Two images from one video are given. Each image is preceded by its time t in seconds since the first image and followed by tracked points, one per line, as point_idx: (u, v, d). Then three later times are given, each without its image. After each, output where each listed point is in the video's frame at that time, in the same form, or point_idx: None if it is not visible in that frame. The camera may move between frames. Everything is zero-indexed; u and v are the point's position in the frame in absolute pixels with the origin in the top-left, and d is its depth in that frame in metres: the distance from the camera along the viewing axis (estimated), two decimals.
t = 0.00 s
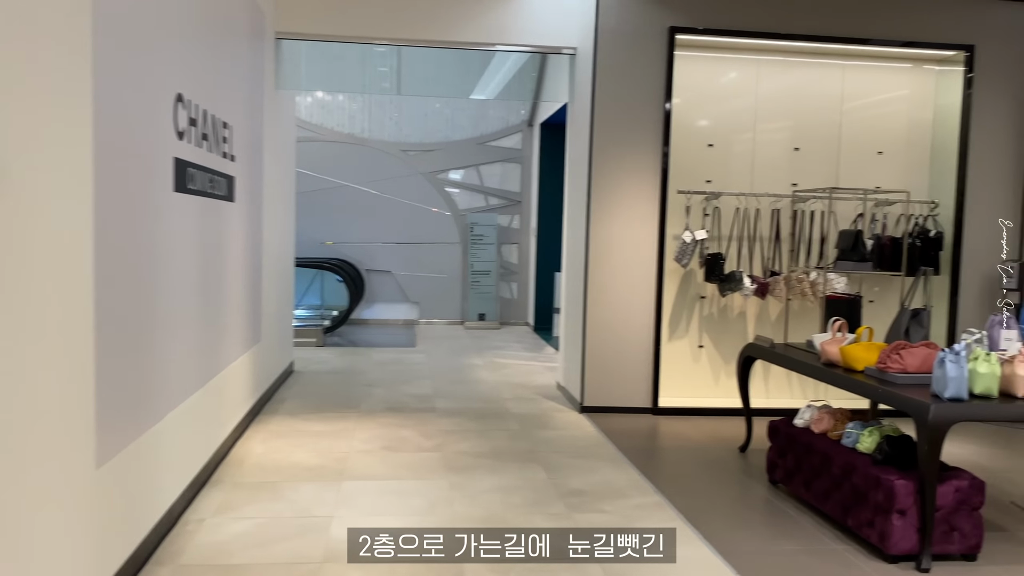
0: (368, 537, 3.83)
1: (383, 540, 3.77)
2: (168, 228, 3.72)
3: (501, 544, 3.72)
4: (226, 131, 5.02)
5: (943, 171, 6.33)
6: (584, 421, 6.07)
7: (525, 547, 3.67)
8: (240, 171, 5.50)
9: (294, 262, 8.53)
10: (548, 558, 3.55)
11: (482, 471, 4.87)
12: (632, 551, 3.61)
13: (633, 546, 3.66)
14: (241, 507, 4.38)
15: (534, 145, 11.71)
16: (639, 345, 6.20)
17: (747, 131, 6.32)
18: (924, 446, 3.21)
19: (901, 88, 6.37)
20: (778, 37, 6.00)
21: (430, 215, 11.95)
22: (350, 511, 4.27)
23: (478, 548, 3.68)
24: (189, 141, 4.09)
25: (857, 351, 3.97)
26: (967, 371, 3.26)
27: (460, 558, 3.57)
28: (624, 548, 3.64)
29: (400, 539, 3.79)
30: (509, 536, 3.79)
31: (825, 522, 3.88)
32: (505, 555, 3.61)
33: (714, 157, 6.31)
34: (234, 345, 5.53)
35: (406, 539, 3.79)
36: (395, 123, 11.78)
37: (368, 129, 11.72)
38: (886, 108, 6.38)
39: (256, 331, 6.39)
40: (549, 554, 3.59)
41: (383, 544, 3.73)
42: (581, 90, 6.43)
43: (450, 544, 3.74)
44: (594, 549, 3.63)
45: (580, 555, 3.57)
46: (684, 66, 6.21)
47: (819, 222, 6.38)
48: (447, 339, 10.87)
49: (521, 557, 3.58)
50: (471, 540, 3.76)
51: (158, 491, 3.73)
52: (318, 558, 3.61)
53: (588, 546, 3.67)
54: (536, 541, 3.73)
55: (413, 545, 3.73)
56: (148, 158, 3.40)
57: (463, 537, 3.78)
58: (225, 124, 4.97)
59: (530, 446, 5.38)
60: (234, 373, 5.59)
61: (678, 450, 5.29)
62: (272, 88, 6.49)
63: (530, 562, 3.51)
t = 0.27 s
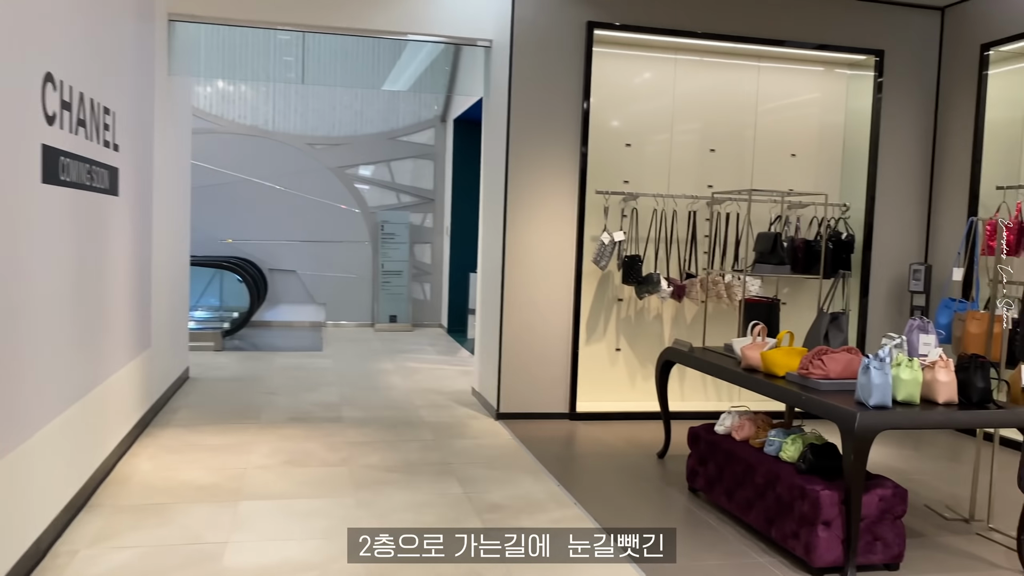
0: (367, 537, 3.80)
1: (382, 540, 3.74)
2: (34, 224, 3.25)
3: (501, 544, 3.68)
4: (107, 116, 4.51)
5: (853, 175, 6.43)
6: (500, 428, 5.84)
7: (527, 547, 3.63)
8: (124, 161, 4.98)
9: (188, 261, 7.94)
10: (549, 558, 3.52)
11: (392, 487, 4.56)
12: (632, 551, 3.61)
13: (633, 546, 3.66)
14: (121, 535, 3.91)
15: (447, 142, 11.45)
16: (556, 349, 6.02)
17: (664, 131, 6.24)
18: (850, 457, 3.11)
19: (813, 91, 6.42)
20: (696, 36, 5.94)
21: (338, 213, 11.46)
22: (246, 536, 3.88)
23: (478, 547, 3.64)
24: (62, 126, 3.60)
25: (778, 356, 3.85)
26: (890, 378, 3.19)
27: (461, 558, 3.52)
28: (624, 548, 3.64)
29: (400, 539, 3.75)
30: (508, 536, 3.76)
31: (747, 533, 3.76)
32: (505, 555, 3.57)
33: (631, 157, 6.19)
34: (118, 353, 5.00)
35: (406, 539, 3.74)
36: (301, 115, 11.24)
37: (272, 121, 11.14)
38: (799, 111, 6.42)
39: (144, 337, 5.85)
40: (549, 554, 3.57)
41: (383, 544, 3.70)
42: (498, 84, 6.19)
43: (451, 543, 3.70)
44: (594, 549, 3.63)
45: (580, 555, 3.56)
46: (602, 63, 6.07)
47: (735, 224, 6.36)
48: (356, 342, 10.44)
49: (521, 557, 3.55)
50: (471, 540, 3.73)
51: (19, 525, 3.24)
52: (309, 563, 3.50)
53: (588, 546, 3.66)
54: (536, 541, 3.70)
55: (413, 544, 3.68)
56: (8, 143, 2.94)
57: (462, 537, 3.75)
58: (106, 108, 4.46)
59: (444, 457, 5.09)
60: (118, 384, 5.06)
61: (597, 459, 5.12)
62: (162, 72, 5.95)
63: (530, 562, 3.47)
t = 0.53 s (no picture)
0: (367, 537, 3.75)
1: (382, 540, 3.70)
2: None
3: (501, 544, 3.67)
4: None
5: (781, 176, 6.45)
6: (428, 435, 5.60)
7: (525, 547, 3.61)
8: (10, 150, 4.48)
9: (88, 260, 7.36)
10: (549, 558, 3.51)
11: (312, 503, 4.26)
12: (632, 551, 3.59)
13: (633, 546, 3.64)
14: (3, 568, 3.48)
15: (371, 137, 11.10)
16: (485, 353, 5.81)
17: (595, 129, 6.11)
18: (793, 465, 2.99)
19: (741, 92, 6.42)
20: (627, 33, 5.83)
21: (256, 209, 10.94)
22: (149, 564, 3.52)
23: (478, 548, 3.62)
24: None
25: (714, 359, 3.73)
26: (832, 383, 3.10)
27: (461, 558, 3.50)
28: (624, 548, 3.62)
29: (399, 539, 3.71)
30: (508, 536, 3.76)
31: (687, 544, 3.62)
32: (505, 555, 3.55)
33: (563, 154, 6.04)
34: (4, 362, 4.51)
35: (406, 539, 3.71)
36: (215, 106, 10.67)
37: (184, 112, 10.54)
38: (729, 111, 6.40)
39: (36, 343, 5.33)
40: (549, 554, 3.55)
41: (382, 544, 3.66)
42: (424, 76, 5.92)
43: (451, 544, 3.68)
44: (594, 549, 3.61)
45: (581, 555, 3.54)
46: (532, 57, 5.90)
47: (665, 224, 6.29)
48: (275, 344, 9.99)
49: (521, 557, 3.53)
50: (471, 540, 3.71)
51: None
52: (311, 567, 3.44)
53: (588, 546, 3.65)
54: (536, 541, 3.70)
55: (412, 544, 3.65)
56: None
57: (462, 538, 3.73)
58: None
59: (369, 469, 4.81)
60: (3, 396, 4.57)
61: (529, 466, 4.94)
62: (55, 53, 5.43)
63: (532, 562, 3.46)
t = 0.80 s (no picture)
0: (367, 537, 3.80)
1: (382, 540, 3.75)
2: None
3: (502, 544, 3.71)
4: None
5: (727, 180, 6.41)
6: (368, 451, 5.33)
7: (526, 547, 3.63)
8: None
9: None
10: (548, 558, 3.52)
11: (243, 529, 3.95)
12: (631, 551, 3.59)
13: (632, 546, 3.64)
14: None
15: (307, 138, 10.73)
16: (428, 363, 5.57)
17: (540, 131, 5.95)
18: (754, 482, 2.85)
19: (687, 95, 6.35)
20: (573, 33, 5.68)
21: (185, 213, 10.42)
22: None
23: (478, 548, 3.66)
24: None
25: (668, 369, 3.58)
26: (792, 395, 2.97)
27: (461, 558, 3.55)
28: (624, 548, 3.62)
29: (399, 540, 3.77)
30: (509, 536, 3.79)
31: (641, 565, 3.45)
32: (505, 555, 3.59)
33: (508, 156, 5.87)
34: None
35: (406, 539, 3.76)
36: (140, 104, 10.12)
37: (107, 109, 9.95)
38: (675, 114, 6.33)
39: None
40: (549, 554, 3.57)
41: (382, 544, 3.71)
42: (362, 73, 5.65)
43: (451, 543, 3.74)
44: (594, 549, 3.60)
45: (580, 555, 3.54)
46: (475, 56, 5.70)
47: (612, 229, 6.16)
48: (206, 354, 9.52)
49: (521, 556, 3.56)
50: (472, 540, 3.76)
51: None
52: (314, 567, 3.47)
53: (588, 546, 3.65)
54: (536, 541, 3.72)
55: (413, 545, 3.71)
56: None
57: (463, 538, 3.78)
58: None
59: (305, 489, 4.52)
60: None
61: (475, 481, 4.72)
62: None
63: (531, 561, 3.48)
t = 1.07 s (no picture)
0: (368, 537, 3.83)
1: (382, 541, 3.77)
2: None
3: (501, 545, 3.68)
4: None
5: (673, 179, 6.33)
6: (307, 466, 5.03)
7: (525, 547, 3.59)
8: None
9: None
10: (550, 559, 3.50)
11: (169, 559, 3.62)
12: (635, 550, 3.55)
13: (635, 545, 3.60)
14: None
15: (236, 138, 10.26)
16: (369, 372, 5.31)
17: (483, 129, 5.75)
18: (720, 494, 2.70)
19: (631, 93, 6.24)
20: (516, 27, 5.49)
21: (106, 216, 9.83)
22: None
23: (479, 548, 3.64)
24: None
25: (624, 376, 3.41)
26: (756, 401, 2.84)
27: (460, 558, 3.53)
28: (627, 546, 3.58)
29: (400, 540, 3.79)
30: (509, 536, 3.75)
31: None
32: (505, 556, 3.55)
33: (450, 155, 5.64)
34: None
35: (407, 539, 3.78)
36: (55, 101, 9.51)
37: (17, 106, 9.31)
38: (620, 113, 6.21)
39: None
40: (550, 554, 3.54)
41: (382, 545, 3.73)
42: (295, 67, 5.35)
43: (450, 544, 3.72)
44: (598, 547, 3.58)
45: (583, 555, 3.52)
46: (415, 50, 5.46)
47: (558, 229, 5.99)
48: (129, 365, 8.99)
49: (522, 557, 3.53)
50: (472, 541, 3.74)
51: None
52: (312, 567, 3.50)
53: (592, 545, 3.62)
54: (536, 541, 3.68)
55: (413, 545, 3.72)
56: None
57: (464, 538, 3.77)
58: None
59: (239, 511, 4.21)
60: None
61: (421, 496, 4.48)
62: None
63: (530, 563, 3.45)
